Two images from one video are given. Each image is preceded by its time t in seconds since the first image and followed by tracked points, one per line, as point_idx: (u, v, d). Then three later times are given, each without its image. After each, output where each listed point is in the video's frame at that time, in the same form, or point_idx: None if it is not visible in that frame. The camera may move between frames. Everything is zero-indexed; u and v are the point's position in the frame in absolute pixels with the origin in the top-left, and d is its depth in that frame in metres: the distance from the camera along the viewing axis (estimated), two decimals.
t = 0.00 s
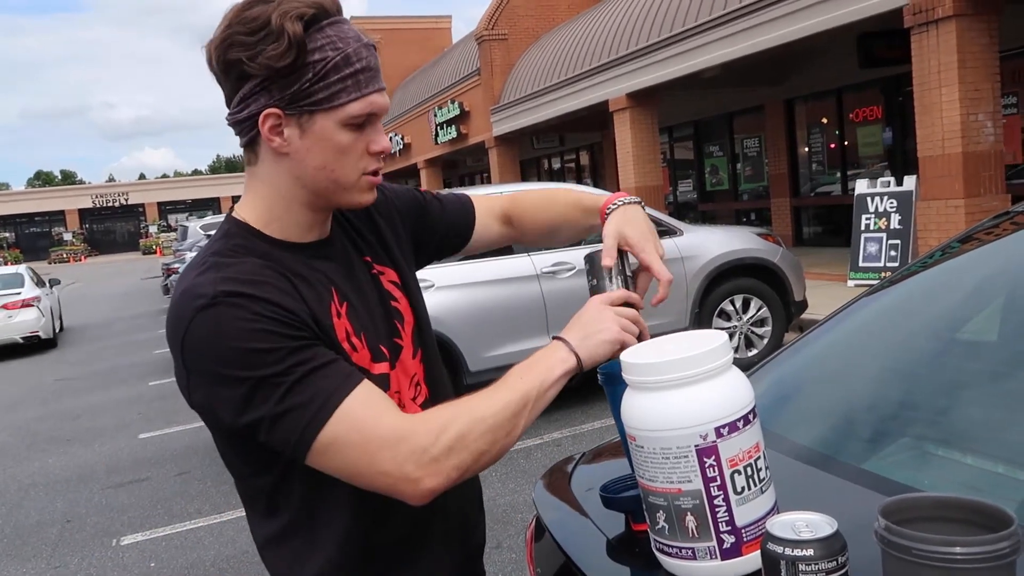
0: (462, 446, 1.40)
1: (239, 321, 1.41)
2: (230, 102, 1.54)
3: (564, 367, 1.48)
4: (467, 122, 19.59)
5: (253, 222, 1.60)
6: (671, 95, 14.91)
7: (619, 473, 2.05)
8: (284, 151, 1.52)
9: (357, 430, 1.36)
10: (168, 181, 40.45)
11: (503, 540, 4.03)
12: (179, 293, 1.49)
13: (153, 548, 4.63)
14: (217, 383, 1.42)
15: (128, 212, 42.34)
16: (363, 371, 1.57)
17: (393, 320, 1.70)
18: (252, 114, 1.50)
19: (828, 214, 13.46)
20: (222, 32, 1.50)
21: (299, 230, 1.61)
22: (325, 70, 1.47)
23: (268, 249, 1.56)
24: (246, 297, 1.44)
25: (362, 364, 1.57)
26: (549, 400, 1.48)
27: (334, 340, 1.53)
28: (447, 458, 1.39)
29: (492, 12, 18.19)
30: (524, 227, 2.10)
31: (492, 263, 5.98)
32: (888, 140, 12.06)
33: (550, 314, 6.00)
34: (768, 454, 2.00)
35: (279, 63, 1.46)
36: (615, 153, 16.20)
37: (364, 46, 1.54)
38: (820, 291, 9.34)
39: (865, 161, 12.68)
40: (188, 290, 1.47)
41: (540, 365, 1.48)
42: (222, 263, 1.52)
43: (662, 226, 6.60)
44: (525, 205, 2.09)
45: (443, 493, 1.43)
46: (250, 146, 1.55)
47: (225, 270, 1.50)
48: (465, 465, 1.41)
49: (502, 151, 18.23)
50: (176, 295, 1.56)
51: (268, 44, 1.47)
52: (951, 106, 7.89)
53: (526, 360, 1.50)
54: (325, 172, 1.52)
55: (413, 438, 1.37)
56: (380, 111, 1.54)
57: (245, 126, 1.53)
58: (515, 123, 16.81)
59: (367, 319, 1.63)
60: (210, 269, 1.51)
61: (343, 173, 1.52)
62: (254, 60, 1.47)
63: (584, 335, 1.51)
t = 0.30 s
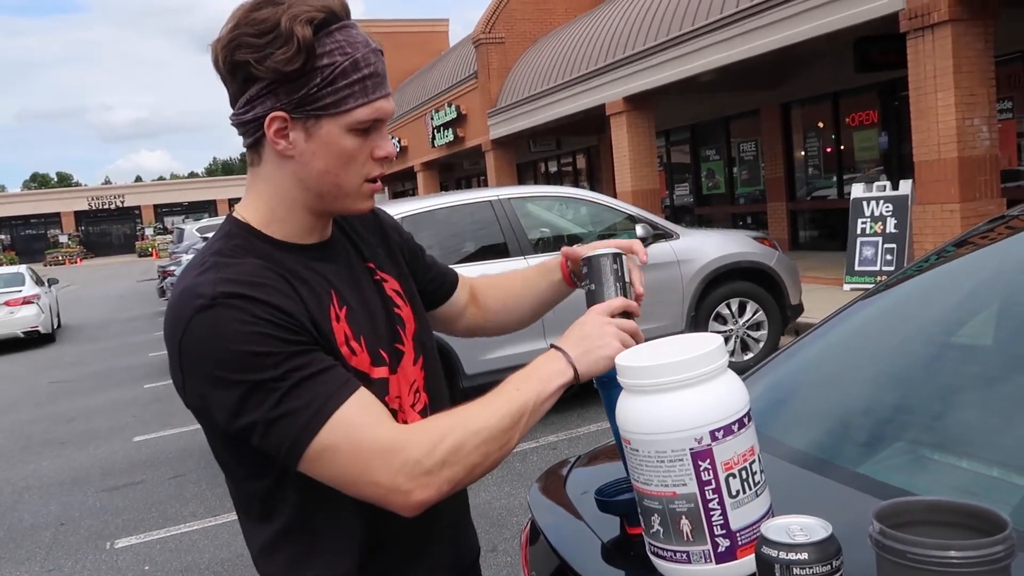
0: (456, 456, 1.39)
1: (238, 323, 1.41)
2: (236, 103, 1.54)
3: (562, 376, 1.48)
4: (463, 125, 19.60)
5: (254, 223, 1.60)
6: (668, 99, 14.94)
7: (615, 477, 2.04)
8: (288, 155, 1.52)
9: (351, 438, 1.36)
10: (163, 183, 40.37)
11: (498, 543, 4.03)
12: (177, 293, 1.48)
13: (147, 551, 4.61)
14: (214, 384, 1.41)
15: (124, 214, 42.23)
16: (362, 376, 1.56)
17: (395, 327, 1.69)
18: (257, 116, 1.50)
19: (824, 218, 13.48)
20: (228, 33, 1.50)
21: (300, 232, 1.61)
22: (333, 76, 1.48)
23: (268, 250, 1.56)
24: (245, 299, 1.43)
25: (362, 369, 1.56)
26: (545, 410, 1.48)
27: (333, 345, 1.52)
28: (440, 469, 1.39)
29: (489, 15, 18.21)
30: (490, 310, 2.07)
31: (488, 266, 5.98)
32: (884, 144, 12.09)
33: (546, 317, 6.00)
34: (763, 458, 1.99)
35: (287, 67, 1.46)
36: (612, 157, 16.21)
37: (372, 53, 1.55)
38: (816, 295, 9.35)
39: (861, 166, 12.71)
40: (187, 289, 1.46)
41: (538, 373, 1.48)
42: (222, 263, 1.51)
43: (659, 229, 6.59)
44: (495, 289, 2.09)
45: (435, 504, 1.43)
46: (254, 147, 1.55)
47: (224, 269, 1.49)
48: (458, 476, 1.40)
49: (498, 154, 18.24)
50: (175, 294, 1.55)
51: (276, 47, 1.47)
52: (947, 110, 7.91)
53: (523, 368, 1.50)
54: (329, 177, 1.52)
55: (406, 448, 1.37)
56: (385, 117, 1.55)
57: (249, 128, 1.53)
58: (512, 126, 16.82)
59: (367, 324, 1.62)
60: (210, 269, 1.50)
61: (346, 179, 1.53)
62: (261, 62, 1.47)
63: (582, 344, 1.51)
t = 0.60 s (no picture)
0: (430, 478, 1.39)
1: (230, 327, 1.40)
2: (243, 105, 1.54)
3: (541, 398, 1.47)
4: (457, 130, 19.60)
5: (253, 225, 1.59)
6: (661, 104, 14.97)
7: (607, 483, 2.04)
8: (292, 159, 1.52)
9: (327, 455, 1.36)
10: (155, 188, 40.23)
11: (491, 549, 4.01)
12: (172, 291, 1.48)
13: (139, 559, 4.58)
14: (201, 386, 1.40)
15: (116, 219, 42.06)
16: (353, 386, 1.55)
17: (390, 339, 1.69)
18: (263, 119, 1.50)
19: (817, 223, 13.52)
20: (239, 37, 1.50)
21: (298, 235, 1.61)
22: (340, 82, 1.48)
23: (265, 255, 1.56)
24: (238, 303, 1.43)
25: (354, 378, 1.56)
26: (523, 431, 1.47)
27: (325, 354, 1.52)
28: (412, 492, 1.39)
29: (483, 20, 18.23)
30: (476, 344, 2.07)
31: (481, 272, 5.97)
32: (876, 148, 12.13)
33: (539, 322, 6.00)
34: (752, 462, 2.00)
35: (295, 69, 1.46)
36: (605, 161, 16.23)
37: (379, 61, 1.56)
38: (809, 300, 9.37)
39: (853, 170, 12.75)
40: (181, 289, 1.46)
41: (518, 394, 1.47)
42: (219, 264, 1.51)
43: (652, 234, 6.59)
44: (485, 323, 2.10)
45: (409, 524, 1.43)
46: (260, 151, 1.55)
47: (219, 272, 1.48)
48: (429, 499, 1.40)
49: (492, 159, 18.25)
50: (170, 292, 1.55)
51: (285, 52, 1.48)
52: (938, 115, 7.94)
53: (504, 389, 1.49)
54: (332, 182, 1.52)
55: (378, 470, 1.37)
56: (389, 125, 1.56)
57: (255, 131, 1.53)
58: (506, 131, 16.82)
59: (360, 334, 1.62)
60: (206, 269, 1.49)
61: (348, 184, 1.53)
62: (270, 66, 1.47)
63: (567, 366, 1.49)
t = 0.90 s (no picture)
0: (413, 498, 1.38)
1: (223, 330, 1.40)
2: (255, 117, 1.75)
3: (534, 434, 1.47)
4: (452, 139, 19.63)
5: (254, 228, 1.62)
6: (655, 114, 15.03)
7: (603, 493, 2.04)
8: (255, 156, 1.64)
9: (314, 469, 1.35)
10: (149, 197, 40.08)
11: (486, 560, 4.00)
12: (170, 290, 1.49)
13: (131, 569, 4.55)
14: (191, 387, 1.40)
15: (111, 228, 41.94)
16: (346, 398, 1.55)
17: (386, 355, 1.68)
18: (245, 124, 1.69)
19: (810, 232, 13.57)
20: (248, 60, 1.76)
21: (286, 240, 1.61)
22: (268, 75, 1.56)
23: (265, 261, 1.57)
24: (233, 306, 1.43)
25: (348, 389, 1.55)
26: (511, 465, 1.46)
27: (319, 364, 1.52)
28: (395, 512, 1.38)
29: (478, 30, 18.29)
30: (481, 361, 2.06)
31: (476, 281, 5.97)
32: (869, 158, 12.19)
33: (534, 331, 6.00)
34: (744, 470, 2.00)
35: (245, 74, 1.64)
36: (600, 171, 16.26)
37: (314, 51, 1.56)
38: (804, 309, 9.39)
39: (846, 180, 12.81)
40: (179, 288, 1.46)
41: (509, 426, 1.46)
42: (219, 267, 1.51)
43: (646, 244, 6.61)
44: (488, 339, 2.08)
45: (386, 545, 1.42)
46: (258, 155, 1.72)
47: (217, 274, 1.49)
48: (409, 521, 1.39)
49: (487, 168, 18.28)
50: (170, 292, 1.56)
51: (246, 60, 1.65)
52: (930, 125, 7.99)
53: (496, 420, 1.49)
54: (270, 174, 1.57)
55: (363, 486, 1.36)
56: (318, 115, 1.54)
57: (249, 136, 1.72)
58: (501, 141, 16.87)
59: (355, 348, 1.61)
60: (206, 271, 1.50)
61: (281, 176, 1.56)
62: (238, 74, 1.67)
63: (563, 405, 1.50)
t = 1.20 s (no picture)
0: (415, 503, 1.38)
1: (228, 328, 1.40)
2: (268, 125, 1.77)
3: (537, 443, 1.46)
4: (450, 143, 19.64)
5: (263, 228, 1.63)
6: (654, 117, 15.04)
7: (604, 498, 2.03)
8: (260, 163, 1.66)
9: (316, 470, 1.35)
10: (148, 200, 40.00)
11: (485, 564, 3.99)
12: (177, 287, 1.49)
13: (130, 573, 4.54)
14: (195, 384, 1.40)
15: (109, 232, 41.87)
16: (350, 401, 1.55)
17: (390, 360, 1.68)
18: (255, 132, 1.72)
19: (809, 236, 13.58)
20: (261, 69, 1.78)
21: (292, 243, 1.60)
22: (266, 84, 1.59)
23: (271, 262, 1.57)
24: (238, 305, 1.43)
25: (351, 392, 1.55)
26: (513, 473, 1.45)
27: (323, 366, 1.52)
28: (397, 516, 1.37)
29: (476, 34, 18.30)
30: (487, 370, 2.06)
31: (475, 285, 5.97)
32: (868, 162, 12.20)
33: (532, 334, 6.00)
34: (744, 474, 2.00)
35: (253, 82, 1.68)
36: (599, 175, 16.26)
37: (305, 55, 1.57)
38: (803, 313, 9.40)
39: (845, 184, 12.81)
40: (186, 286, 1.46)
41: (512, 435, 1.46)
42: (227, 265, 1.51)
43: (645, 247, 6.61)
44: (493, 349, 2.09)
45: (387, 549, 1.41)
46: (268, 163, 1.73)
47: (224, 272, 1.49)
48: (411, 526, 1.39)
49: (486, 172, 18.29)
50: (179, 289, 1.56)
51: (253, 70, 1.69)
52: (929, 129, 8.00)
53: (500, 429, 1.48)
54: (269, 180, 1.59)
55: (365, 490, 1.36)
56: (310, 120, 1.55)
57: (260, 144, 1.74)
58: (500, 144, 16.88)
59: (359, 352, 1.61)
60: (213, 269, 1.50)
61: (277, 182, 1.57)
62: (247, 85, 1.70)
63: (566, 416, 1.48)
